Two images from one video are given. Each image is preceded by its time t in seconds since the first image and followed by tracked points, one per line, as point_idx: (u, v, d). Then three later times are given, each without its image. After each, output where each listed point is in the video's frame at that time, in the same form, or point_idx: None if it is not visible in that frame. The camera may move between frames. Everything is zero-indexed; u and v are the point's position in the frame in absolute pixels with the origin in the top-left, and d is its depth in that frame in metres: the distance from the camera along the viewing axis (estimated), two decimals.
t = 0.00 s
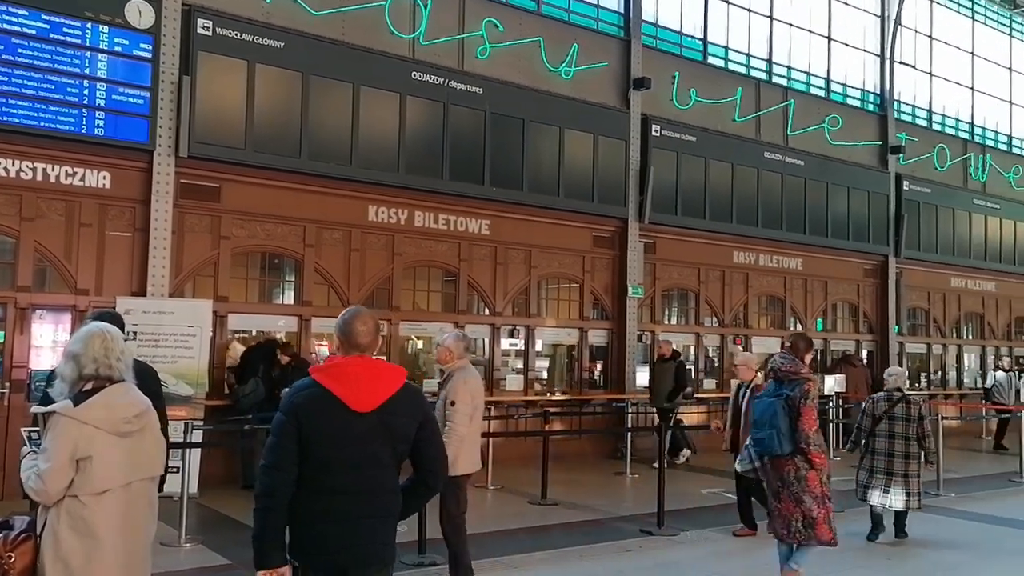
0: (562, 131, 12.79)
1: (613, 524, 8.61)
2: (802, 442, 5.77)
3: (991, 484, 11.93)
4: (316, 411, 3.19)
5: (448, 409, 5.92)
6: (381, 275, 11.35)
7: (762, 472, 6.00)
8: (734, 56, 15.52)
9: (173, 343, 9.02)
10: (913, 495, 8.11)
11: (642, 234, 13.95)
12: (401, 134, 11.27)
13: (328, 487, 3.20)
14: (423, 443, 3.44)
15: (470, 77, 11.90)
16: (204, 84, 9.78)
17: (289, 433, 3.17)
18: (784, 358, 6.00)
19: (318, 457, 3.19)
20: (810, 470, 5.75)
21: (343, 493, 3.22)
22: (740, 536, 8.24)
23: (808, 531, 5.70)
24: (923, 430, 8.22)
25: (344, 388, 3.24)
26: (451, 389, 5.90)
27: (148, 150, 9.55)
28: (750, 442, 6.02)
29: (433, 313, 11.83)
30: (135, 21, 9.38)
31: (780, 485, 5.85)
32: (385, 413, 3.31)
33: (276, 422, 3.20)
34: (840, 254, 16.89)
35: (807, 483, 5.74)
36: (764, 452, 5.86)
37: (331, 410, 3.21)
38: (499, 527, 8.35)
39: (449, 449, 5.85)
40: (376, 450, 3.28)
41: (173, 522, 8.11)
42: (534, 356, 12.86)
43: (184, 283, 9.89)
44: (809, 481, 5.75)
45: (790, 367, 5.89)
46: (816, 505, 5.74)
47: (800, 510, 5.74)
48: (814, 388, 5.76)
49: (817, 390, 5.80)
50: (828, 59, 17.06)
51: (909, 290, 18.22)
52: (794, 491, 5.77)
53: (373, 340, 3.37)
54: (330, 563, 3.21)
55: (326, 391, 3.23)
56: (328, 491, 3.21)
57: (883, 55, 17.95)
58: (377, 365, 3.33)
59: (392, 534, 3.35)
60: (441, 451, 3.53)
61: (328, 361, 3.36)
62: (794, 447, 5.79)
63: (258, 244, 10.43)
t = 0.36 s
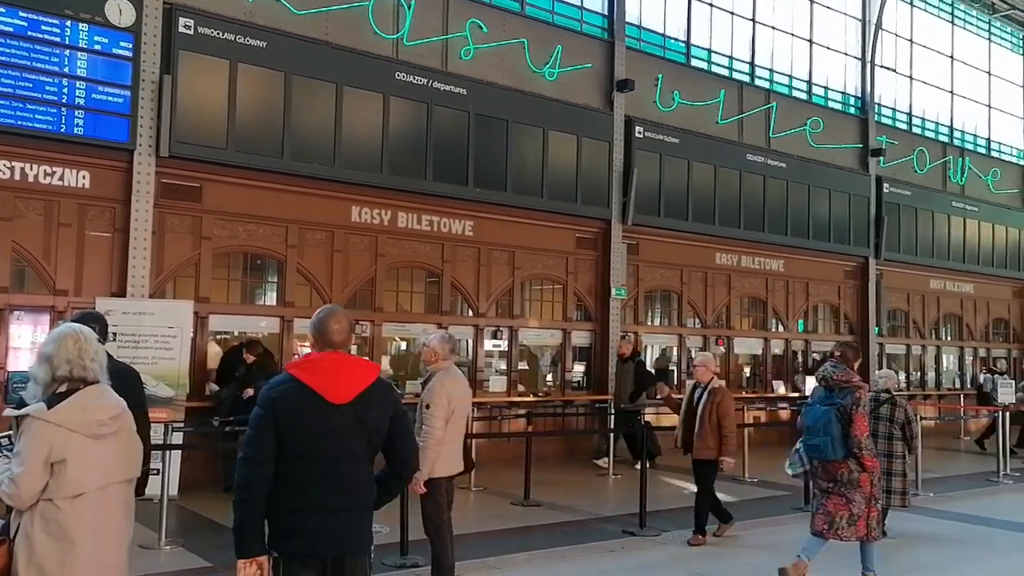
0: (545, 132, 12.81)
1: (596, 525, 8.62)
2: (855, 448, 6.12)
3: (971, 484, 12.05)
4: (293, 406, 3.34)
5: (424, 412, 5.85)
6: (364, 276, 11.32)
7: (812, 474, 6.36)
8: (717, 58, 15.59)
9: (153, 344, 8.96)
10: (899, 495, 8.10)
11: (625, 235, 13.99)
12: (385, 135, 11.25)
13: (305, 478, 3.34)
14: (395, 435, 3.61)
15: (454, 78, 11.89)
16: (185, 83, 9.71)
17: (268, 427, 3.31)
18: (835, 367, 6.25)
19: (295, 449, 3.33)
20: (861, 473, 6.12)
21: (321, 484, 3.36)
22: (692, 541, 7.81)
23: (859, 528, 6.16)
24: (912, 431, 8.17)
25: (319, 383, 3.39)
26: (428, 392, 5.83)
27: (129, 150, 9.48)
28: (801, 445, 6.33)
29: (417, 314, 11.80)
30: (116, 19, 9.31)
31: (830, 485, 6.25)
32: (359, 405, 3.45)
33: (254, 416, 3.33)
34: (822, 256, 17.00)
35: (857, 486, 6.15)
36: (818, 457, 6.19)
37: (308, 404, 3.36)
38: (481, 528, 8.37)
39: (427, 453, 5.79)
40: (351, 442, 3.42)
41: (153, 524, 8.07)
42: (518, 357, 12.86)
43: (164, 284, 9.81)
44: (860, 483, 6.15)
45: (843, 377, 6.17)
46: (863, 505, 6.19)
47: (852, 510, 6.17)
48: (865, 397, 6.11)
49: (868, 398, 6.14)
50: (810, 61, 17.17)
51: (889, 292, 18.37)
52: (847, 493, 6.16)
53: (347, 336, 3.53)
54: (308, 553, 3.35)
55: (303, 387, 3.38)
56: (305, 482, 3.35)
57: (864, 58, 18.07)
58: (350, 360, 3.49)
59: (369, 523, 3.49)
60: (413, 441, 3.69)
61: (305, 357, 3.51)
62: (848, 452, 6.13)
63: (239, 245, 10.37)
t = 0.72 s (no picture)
0: (526, 130, 12.80)
1: (576, 522, 8.65)
2: (887, 443, 6.19)
3: (947, 481, 12.17)
4: (289, 399, 3.52)
5: (402, 410, 5.84)
6: (344, 274, 11.27)
7: (840, 470, 6.35)
8: (698, 57, 15.65)
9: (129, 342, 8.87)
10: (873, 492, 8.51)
11: (605, 233, 14.01)
12: (366, 133, 11.20)
13: (297, 469, 3.54)
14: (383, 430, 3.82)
15: (435, 75, 11.85)
16: (164, 78, 9.61)
17: (263, 420, 3.48)
18: (864, 364, 6.32)
19: (290, 440, 3.52)
20: (892, 467, 6.21)
21: (312, 475, 3.55)
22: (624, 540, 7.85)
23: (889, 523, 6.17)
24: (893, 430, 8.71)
25: (316, 379, 3.58)
26: (407, 391, 5.82)
27: (106, 145, 9.38)
28: (832, 442, 6.32)
29: (397, 312, 11.76)
30: (93, 13, 9.22)
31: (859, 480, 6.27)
32: (350, 402, 3.66)
33: (250, 408, 3.50)
34: (802, 255, 17.11)
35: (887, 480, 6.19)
36: (850, 452, 6.21)
37: (303, 400, 3.54)
38: (460, 525, 8.39)
39: (404, 451, 5.78)
40: (343, 436, 3.62)
41: (129, 523, 8.00)
42: (499, 355, 12.84)
43: (141, 281, 9.71)
44: (889, 477, 6.21)
45: (873, 374, 6.25)
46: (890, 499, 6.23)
47: (879, 503, 6.19)
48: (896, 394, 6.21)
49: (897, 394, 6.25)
50: (790, 61, 17.26)
51: (867, 290, 18.54)
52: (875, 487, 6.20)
53: (338, 336, 3.72)
54: (296, 540, 3.55)
55: (299, 381, 3.56)
56: (296, 473, 3.54)
57: (843, 58, 18.16)
58: (342, 358, 3.69)
59: (354, 512, 3.70)
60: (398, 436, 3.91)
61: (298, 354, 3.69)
62: (879, 447, 6.19)
63: (219, 242, 10.29)
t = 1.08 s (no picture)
0: (509, 131, 12.80)
1: (561, 522, 8.67)
2: (914, 433, 6.66)
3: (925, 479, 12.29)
4: (294, 395, 3.55)
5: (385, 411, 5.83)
6: (326, 274, 11.23)
7: (871, 459, 6.83)
8: (680, 59, 15.73)
9: (109, 344, 8.81)
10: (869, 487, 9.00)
11: (588, 234, 14.05)
12: (349, 134, 11.18)
13: (295, 463, 3.55)
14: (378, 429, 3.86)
15: (418, 75, 11.84)
16: (144, 77, 9.55)
17: (268, 413, 3.49)
18: (893, 360, 6.84)
19: (292, 435, 3.54)
20: (919, 457, 6.67)
21: (311, 468, 3.57)
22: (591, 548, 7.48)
23: (923, 508, 6.59)
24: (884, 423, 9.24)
25: (319, 376, 3.62)
26: (390, 391, 5.81)
27: (85, 145, 9.31)
28: (861, 433, 6.84)
29: (380, 312, 11.73)
30: (71, 11, 9.14)
31: (890, 468, 6.72)
32: (350, 400, 3.70)
33: (255, 401, 3.52)
34: (783, 255, 17.22)
35: (918, 468, 6.64)
36: (878, 441, 6.70)
37: (305, 395, 3.57)
38: (445, 526, 8.39)
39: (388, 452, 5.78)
40: (342, 433, 3.65)
41: (110, 526, 7.94)
42: (481, 356, 12.83)
43: (122, 282, 9.64)
44: (918, 465, 6.66)
45: (900, 368, 6.75)
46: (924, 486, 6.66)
47: (913, 490, 6.62)
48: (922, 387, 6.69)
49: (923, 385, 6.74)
50: (771, 63, 17.37)
51: (848, 290, 18.68)
52: (906, 475, 6.65)
53: (339, 337, 3.77)
54: (291, 531, 3.56)
55: (303, 377, 3.60)
56: (294, 465, 3.55)
57: (824, 60, 18.28)
58: (346, 357, 3.74)
59: (348, 506, 3.72)
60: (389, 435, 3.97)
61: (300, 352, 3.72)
62: (907, 437, 6.67)
63: (201, 242, 10.24)
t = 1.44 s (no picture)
0: (493, 131, 12.81)
1: (544, 523, 8.67)
2: (941, 434, 7.06)
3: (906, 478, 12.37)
4: (263, 394, 3.54)
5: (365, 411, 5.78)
6: (309, 274, 11.18)
7: (901, 457, 7.29)
8: (664, 60, 15.78)
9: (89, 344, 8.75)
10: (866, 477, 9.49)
11: (572, 235, 14.07)
12: (332, 133, 11.15)
13: (266, 462, 3.54)
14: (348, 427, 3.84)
15: (401, 75, 11.82)
16: (125, 75, 9.48)
17: (238, 412, 3.48)
18: (923, 364, 7.19)
19: (262, 434, 3.53)
20: (946, 456, 7.09)
21: (281, 467, 3.57)
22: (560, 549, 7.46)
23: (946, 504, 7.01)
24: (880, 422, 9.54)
25: (288, 375, 3.61)
26: (370, 392, 5.76)
27: (66, 144, 9.24)
28: (892, 432, 7.30)
29: (363, 312, 11.70)
30: (51, 9, 9.06)
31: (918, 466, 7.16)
32: (320, 399, 3.69)
33: (225, 401, 3.51)
34: (766, 256, 17.32)
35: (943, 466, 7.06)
36: (907, 440, 7.15)
37: (275, 395, 3.56)
38: (427, 526, 8.38)
39: (369, 453, 5.75)
40: (312, 431, 3.64)
41: (89, 527, 7.87)
42: (466, 356, 12.82)
43: (102, 282, 9.57)
44: (944, 464, 7.07)
45: (929, 372, 7.11)
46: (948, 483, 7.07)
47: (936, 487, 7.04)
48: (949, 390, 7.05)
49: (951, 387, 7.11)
50: (754, 65, 17.46)
51: (829, 291, 18.81)
52: (931, 473, 7.07)
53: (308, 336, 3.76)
54: (261, 530, 3.55)
55: (272, 376, 3.58)
56: (265, 465, 3.55)
57: (806, 63, 18.39)
58: (314, 355, 3.73)
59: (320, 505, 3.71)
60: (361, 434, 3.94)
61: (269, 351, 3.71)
62: (934, 438, 7.08)
63: (183, 242, 10.17)
